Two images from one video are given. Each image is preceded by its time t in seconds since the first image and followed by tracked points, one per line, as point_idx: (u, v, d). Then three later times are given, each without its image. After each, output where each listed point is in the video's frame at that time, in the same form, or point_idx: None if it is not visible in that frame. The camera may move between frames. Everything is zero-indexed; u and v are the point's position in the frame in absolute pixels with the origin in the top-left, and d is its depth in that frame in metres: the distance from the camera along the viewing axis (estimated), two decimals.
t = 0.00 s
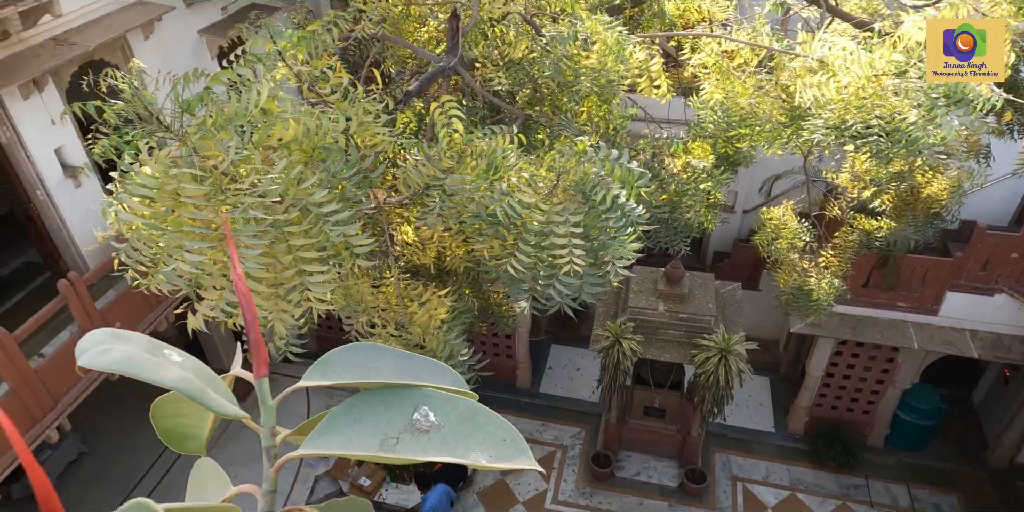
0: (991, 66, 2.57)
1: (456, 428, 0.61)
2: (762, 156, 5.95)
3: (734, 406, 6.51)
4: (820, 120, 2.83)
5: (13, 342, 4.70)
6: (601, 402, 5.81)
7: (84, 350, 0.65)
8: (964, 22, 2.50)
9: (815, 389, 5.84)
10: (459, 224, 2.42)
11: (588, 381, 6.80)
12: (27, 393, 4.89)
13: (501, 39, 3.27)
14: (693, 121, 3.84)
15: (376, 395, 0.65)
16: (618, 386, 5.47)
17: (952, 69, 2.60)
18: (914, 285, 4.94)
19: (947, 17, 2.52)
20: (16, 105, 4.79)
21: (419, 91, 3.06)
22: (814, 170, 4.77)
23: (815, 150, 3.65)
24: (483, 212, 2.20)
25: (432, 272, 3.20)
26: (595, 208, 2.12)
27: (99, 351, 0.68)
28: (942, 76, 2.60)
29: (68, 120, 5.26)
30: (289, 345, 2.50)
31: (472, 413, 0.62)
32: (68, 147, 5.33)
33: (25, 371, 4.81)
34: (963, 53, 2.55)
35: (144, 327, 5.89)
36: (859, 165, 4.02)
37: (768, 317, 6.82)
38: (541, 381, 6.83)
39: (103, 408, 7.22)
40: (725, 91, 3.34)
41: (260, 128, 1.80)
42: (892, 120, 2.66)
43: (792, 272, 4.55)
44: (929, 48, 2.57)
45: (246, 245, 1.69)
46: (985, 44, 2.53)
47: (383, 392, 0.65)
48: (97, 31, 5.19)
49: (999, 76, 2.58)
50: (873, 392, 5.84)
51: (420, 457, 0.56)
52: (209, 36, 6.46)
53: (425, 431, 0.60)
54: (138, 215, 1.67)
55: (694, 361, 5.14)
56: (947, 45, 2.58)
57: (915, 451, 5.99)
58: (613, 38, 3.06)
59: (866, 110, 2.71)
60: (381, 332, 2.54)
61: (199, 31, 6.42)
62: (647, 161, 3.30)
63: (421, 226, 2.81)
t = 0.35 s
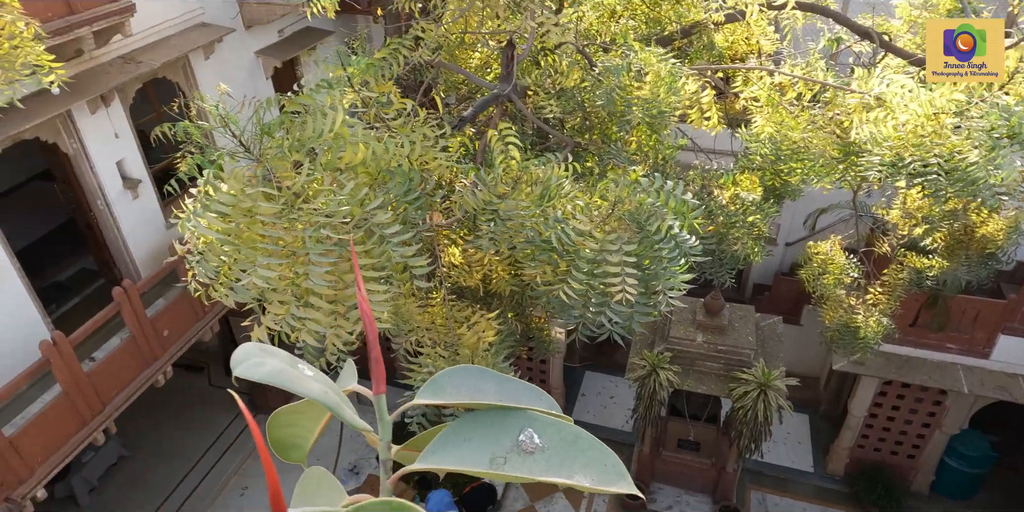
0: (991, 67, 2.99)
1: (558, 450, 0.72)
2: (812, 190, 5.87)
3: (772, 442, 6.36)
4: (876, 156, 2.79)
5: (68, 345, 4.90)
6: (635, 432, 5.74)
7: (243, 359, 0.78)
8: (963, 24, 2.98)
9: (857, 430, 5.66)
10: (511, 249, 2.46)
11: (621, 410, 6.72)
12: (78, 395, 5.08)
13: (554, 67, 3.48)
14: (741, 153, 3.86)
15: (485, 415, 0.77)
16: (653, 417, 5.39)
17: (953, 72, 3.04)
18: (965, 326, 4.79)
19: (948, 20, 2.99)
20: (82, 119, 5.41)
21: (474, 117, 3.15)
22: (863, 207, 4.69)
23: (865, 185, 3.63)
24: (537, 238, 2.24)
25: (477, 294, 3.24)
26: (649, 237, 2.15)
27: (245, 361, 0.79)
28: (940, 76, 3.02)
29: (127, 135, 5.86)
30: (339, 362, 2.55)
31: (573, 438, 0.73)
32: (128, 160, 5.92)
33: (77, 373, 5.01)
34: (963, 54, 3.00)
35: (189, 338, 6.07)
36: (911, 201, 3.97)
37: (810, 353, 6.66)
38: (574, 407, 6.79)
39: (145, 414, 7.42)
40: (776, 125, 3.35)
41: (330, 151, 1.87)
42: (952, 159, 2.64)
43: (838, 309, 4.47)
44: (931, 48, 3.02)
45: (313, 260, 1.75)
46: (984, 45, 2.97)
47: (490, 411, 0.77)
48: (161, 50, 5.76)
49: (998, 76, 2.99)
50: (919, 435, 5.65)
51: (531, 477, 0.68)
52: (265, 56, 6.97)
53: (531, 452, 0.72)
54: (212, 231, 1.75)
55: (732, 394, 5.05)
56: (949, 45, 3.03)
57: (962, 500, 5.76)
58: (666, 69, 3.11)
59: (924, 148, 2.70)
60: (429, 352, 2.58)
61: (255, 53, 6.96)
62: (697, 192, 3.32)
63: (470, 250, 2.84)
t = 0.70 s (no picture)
0: (990, 66, 3.56)
1: (647, 475, 0.81)
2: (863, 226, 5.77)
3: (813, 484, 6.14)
4: (935, 195, 2.76)
5: (122, 353, 5.08)
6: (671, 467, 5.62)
7: (368, 376, 0.84)
8: (964, 25, 3.54)
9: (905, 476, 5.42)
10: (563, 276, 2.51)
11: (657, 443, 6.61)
12: (129, 402, 5.25)
13: (605, 98, 3.48)
14: (790, 186, 3.86)
15: (580, 438, 0.87)
16: (690, 451, 5.29)
17: (956, 70, 3.61)
18: (1021, 372, 4.59)
19: (949, 21, 3.55)
20: (147, 138, 5.68)
21: (526, 145, 3.22)
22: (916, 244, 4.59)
23: (918, 223, 3.59)
24: (590, 266, 2.30)
25: (521, 320, 3.27)
26: (702, 269, 2.17)
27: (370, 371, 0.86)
28: (942, 73, 3.64)
29: (188, 154, 6.12)
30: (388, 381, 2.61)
31: (661, 464, 0.82)
32: (186, 178, 6.17)
33: (128, 381, 5.18)
34: (963, 53, 3.59)
35: (234, 352, 6.23)
36: (967, 239, 3.89)
37: (854, 393, 6.46)
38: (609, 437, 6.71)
39: (186, 425, 7.59)
40: (829, 160, 3.32)
41: (395, 178, 1.94)
42: (1014, 200, 2.62)
43: (888, 348, 4.36)
44: (934, 49, 3.62)
45: (377, 281, 1.82)
46: (983, 45, 3.54)
47: (585, 435, 0.87)
48: (224, 73, 6.03)
49: (997, 74, 3.56)
50: (970, 484, 5.43)
51: (627, 498, 0.77)
52: (319, 81, 7.20)
53: (622, 475, 0.80)
54: (282, 250, 1.83)
55: (774, 432, 4.94)
56: (952, 46, 3.61)
57: None
58: (717, 103, 3.14)
59: (986, 188, 2.66)
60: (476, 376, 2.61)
61: (310, 78, 7.21)
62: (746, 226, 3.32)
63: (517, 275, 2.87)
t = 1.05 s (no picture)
0: (991, 67, 3.66)
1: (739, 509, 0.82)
2: (925, 269, 5.60)
3: None
4: (1007, 243, 2.76)
5: (181, 368, 5.28)
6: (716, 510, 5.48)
7: (484, 400, 0.88)
8: (963, 25, 3.67)
9: None
10: (620, 311, 2.53)
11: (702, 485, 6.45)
12: (184, 416, 5.43)
13: (662, 135, 3.52)
14: (848, 226, 3.80)
15: (671, 470, 0.89)
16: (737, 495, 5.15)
17: (956, 69, 3.76)
18: None
19: (949, 22, 3.69)
20: (215, 163, 5.98)
21: (583, 180, 3.29)
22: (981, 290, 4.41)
23: (985, 268, 3.47)
24: (649, 302, 2.33)
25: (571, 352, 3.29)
26: (763, 309, 2.16)
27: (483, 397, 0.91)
28: (942, 73, 3.78)
29: (250, 179, 6.41)
30: (444, 407, 2.66)
31: (752, 499, 0.84)
32: (248, 202, 6.44)
33: (185, 396, 5.37)
34: (963, 53, 3.71)
35: (284, 372, 6.39)
36: None
37: (912, 443, 6.18)
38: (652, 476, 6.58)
39: (234, 442, 7.78)
40: (892, 202, 3.31)
41: (464, 211, 2.01)
42: None
43: (950, 399, 4.19)
44: (935, 48, 3.75)
45: (444, 307, 1.87)
46: (985, 45, 3.65)
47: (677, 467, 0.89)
48: (289, 102, 6.32)
49: (996, 74, 3.66)
50: None
51: None
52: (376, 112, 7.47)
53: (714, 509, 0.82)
54: (353, 276, 1.92)
55: (826, 480, 4.81)
56: (950, 46, 3.74)
57: None
58: (777, 142, 3.15)
59: None
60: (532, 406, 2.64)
61: (369, 108, 7.49)
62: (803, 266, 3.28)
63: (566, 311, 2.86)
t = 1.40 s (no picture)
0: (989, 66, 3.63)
1: None
2: (992, 315, 5.39)
3: None
4: None
5: (236, 385, 5.44)
6: None
7: (584, 416, 0.91)
8: (962, 26, 3.61)
9: None
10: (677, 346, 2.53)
11: None
12: (236, 433, 5.57)
13: (719, 171, 3.54)
14: (910, 267, 3.71)
15: (752, 496, 0.92)
16: None
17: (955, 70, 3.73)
18: None
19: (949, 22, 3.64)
20: (277, 188, 6.24)
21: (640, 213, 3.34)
22: None
23: None
24: (708, 337, 2.32)
25: (623, 384, 3.29)
26: (825, 348, 2.13)
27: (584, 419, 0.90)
28: (941, 74, 3.74)
29: (309, 204, 6.65)
30: (496, 434, 2.68)
31: None
32: (306, 226, 6.67)
33: (238, 413, 5.52)
34: (962, 53, 3.66)
35: (333, 393, 6.51)
36: None
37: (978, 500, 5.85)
38: None
39: (279, 461, 7.91)
40: (956, 240, 3.30)
41: (528, 241, 2.07)
42: None
43: (1020, 452, 3.98)
44: (935, 50, 3.71)
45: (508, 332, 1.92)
46: (984, 45, 3.57)
47: (758, 493, 0.92)
48: (348, 131, 6.57)
49: (996, 74, 3.63)
50: None
51: None
52: (431, 141, 7.73)
53: None
54: (420, 299, 1.99)
55: None
56: (951, 47, 3.69)
57: None
58: (839, 181, 3.13)
59: None
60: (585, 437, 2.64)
61: (424, 138, 7.75)
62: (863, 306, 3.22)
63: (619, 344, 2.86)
